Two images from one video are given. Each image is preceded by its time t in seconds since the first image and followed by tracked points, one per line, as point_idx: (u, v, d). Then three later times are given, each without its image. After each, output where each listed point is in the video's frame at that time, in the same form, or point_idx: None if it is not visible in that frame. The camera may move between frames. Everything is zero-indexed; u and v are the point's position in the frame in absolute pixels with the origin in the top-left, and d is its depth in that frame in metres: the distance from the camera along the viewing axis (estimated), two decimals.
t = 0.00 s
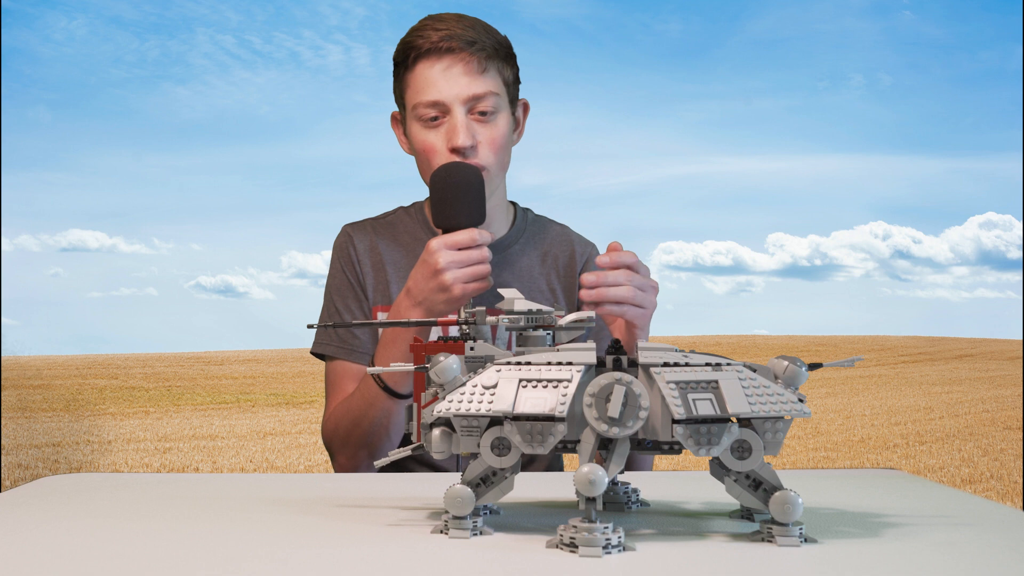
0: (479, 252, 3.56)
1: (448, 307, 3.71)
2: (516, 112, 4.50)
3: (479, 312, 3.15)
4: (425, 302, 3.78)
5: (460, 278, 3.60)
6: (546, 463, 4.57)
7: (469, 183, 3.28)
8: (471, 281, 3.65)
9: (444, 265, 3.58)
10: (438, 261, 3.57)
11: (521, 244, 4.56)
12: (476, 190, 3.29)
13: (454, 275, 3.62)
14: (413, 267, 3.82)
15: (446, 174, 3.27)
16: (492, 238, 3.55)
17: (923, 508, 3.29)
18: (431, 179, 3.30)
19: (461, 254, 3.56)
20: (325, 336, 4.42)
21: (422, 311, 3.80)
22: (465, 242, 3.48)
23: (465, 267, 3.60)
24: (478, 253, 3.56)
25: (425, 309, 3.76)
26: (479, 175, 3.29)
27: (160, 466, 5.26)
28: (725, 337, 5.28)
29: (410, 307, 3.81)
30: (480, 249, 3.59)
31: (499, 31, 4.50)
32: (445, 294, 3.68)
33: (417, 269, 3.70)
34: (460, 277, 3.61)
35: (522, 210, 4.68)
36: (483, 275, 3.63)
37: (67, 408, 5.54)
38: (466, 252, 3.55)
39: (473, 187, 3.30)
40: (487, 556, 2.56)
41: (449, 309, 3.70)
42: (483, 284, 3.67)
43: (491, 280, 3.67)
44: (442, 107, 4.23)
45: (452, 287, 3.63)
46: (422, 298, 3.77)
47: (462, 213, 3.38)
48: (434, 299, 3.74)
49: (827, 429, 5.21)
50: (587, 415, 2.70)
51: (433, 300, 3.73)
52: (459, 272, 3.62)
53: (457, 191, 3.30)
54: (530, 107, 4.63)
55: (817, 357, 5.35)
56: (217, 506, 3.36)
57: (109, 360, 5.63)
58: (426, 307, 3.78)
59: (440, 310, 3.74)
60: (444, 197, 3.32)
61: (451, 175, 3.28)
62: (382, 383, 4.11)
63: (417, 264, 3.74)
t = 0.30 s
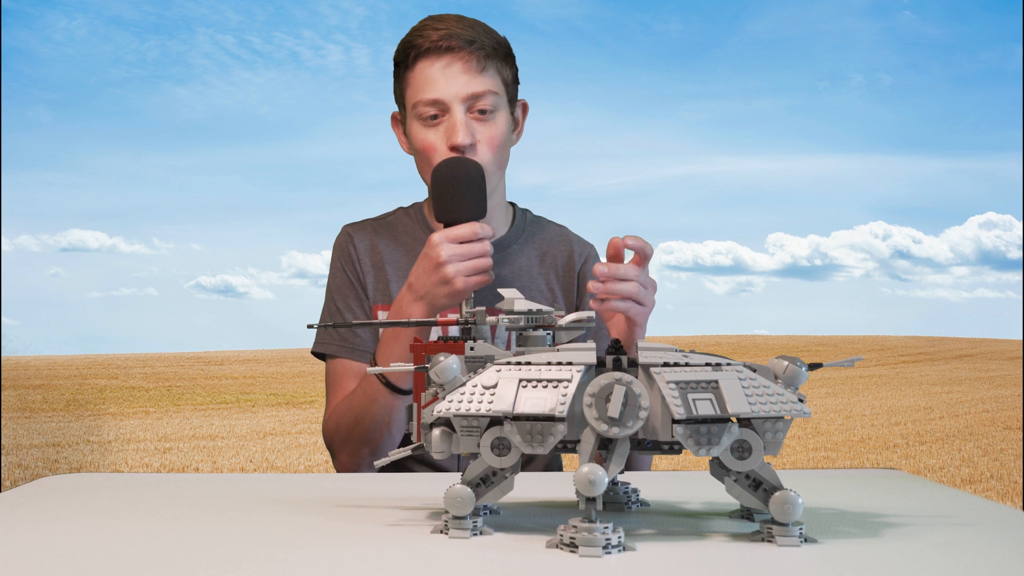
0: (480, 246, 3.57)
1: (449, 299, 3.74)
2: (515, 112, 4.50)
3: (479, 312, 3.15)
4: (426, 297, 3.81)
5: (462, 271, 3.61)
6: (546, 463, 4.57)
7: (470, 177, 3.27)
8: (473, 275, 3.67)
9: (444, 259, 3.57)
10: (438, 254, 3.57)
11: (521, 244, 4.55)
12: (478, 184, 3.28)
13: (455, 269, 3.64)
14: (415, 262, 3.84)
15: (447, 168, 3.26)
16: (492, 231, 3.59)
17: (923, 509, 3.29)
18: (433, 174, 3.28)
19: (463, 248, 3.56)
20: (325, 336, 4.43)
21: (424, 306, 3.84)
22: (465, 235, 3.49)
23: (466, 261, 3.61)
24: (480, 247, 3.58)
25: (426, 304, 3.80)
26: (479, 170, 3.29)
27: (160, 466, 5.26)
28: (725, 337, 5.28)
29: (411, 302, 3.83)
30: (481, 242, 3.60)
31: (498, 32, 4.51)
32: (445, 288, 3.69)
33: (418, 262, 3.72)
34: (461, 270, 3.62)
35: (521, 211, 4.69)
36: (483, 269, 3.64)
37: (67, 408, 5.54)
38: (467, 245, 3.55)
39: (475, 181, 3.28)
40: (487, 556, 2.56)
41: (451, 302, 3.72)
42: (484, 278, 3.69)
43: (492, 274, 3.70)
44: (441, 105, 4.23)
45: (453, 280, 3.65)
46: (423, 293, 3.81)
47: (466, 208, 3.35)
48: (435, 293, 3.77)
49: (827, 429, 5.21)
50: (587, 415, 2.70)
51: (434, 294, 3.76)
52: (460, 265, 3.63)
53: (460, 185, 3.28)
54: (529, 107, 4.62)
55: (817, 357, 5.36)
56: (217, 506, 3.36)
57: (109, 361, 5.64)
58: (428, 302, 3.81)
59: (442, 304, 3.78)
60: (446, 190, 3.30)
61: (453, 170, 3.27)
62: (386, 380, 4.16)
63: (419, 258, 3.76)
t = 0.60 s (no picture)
0: (485, 246, 3.66)
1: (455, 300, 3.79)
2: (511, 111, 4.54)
3: (479, 312, 3.15)
4: (432, 296, 3.83)
5: (467, 271, 3.69)
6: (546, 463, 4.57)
7: (477, 177, 3.26)
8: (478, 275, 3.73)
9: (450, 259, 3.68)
10: (444, 254, 3.68)
11: (512, 242, 4.58)
12: (485, 185, 3.27)
13: (461, 270, 3.71)
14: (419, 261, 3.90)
15: (456, 168, 3.25)
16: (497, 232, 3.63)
17: (923, 509, 3.29)
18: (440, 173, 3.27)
19: (468, 248, 3.65)
20: (320, 337, 4.43)
21: (430, 305, 3.84)
22: (471, 237, 3.54)
23: (472, 262, 3.69)
24: (485, 246, 3.66)
25: (434, 304, 3.83)
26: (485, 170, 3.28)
27: (160, 466, 5.26)
28: (725, 337, 5.28)
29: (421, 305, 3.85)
30: (486, 243, 3.68)
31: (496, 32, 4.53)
32: (451, 288, 3.77)
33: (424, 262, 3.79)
34: (466, 271, 3.69)
35: (514, 209, 4.70)
36: (488, 269, 3.70)
37: (67, 408, 5.54)
38: (472, 246, 3.64)
39: (480, 182, 3.26)
40: (488, 556, 2.56)
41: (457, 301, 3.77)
42: (488, 278, 3.72)
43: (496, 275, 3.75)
44: (446, 103, 4.24)
45: (458, 280, 3.73)
46: (429, 291, 3.83)
47: (471, 208, 3.32)
48: (441, 292, 3.81)
49: (827, 429, 5.21)
50: (587, 415, 2.70)
51: (440, 294, 3.80)
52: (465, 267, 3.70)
53: (465, 185, 3.27)
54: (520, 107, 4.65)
55: (817, 357, 5.36)
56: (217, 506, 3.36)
57: (109, 360, 5.63)
58: (434, 301, 3.83)
59: (447, 304, 3.80)
60: (452, 189, 3.28)
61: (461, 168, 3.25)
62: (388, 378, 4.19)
63: (424, 258, 3.82)
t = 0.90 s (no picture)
0: (485, 248, 3.63)
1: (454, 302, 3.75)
2: (505, 110, 4.52)
3: (479, 312, 3.15)
4: (429, 298, 3.82)
5: (467, 273, 3.67)
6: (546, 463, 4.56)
7: (475, 178, 3.25)
8: (478, 277, 3.70)
9: (449, 261, 3.64)
10: (443, 256, 3.65)
11: (511, 241, 4.57)
12: (483, 186, 3.27)
13: (461, 272, 3.69)
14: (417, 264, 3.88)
15: (453, 170, 3.25)
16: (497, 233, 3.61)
17: (923, 509, 3.29)
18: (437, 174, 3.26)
19: (467, 250, 3.63)
20: (319, 338, 4.44)
21: (429, 306, 3.84)
22: (471, 237, 3.52)
23: (471, 263, 3.67)
24: (484, 249, 3.63)
25: (432, 305, 3.81)
26: (483, 170, 3.27)
27: (160, 466, 5.26)
28: (725, 337, 5.28)
29: (422, 306, 3.85)
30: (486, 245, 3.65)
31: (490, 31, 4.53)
32: (451, 290, 3.74)
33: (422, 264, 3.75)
34: (466, 273, 3.67)
35: (512, 207, 4.69)
36: (487, 271, 3.69)
37: (67, 408, 5.54)
38: (471, 248, 3.61)
39: (478, 182, 3.25)
40: (488, 556, 2.56)
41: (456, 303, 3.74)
42: (488, 281, 3.71)
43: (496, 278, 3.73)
44: (435, 103, 4.24)
45: (457, 283, 3.70)
46: (427, 293, 3.81)
47: (470, 208, 3.32)
48: (440, 294, 3.78)
49: (827, 429, 5.21)
50: (587, 415, 2.70)
51: (439, 296, 3.77)
52: (465, 270, 3.68)
53: (462, 185, 3.26)
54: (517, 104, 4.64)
55: (817, 357, 5.36)
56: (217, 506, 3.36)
57: (109, 360, 5.63)
58: (432, 303, 3.81)
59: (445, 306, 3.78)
60: (448, 189, 3.27)
61: (458, 169, 3.25)
62: (388, 378, 4.18)
63: (423, 261, 3.80)
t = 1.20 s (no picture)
0: (485, 246, 3.58)
1: (455, 299, 3.79)
2: (510, 111, 4.52)
3: (479, 312, 3.15)
4: (430, 296, 3.86)
5: (467, 271, 3.65)
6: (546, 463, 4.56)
7: (477, 176, 3.25)
8: (479, 276, 3.68)
9: (450, 259, 3.62)
10: (444, 254, 3.62)
11: (512, 243, 4.57)
12: (484, 184, 3.27)
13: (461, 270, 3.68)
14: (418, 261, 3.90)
15: (454, 168, 3.23)
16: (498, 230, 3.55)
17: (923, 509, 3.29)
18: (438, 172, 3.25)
19: (468, 248, 3.57)
20: (320, 336, 4.43)
21: (429, 305, 3.88)
22: (471, 236, 3.48)
23: (471, 262, 3.62)
24: (485, 247, 3.56)
25: (433, 303, 3.85)
26: (485, 169, 3.26)
27: (160, 466, 5.26)
28: (725, 337, 5.28)
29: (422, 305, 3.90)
30: (487, 243, 3.59)
31: (496, 32, 4.52)
32: (451, 288, 3.78)
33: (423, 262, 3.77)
34: (466, 271, 3.65)
35: (514, 208, 4.69)
36: (488, 270, 3.63)
37: (67, 408, 5.54)
38: (472, 247, 3.56)
39: (480, 181, 3.26)
40: (488, 556, 2.56)
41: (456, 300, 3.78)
42: (489, 280, 3.66)
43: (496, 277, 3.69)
44: (441, 105, 4.24)
45: (458, 280, 3.71)
46: (428, 292, 3.85)
47: (470, 207, 3.32)
48: (440, 292, 3.82)
49: (827, 429, 5.21)
50: (587, 415, 2.70)
51: (439, 293, 3.81)
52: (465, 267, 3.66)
53: (465, 185, 3.26)
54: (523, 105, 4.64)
55: (817, 357, 5.36)
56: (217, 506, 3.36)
57: (109, 360, 5.63)
58: (432, 301, 3.86)
59: (446, 304, 3.83)
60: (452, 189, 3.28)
61: (459, 167, 3.24)
62: (387, 378, 4.17)
63: (423, 258, 3.81)
